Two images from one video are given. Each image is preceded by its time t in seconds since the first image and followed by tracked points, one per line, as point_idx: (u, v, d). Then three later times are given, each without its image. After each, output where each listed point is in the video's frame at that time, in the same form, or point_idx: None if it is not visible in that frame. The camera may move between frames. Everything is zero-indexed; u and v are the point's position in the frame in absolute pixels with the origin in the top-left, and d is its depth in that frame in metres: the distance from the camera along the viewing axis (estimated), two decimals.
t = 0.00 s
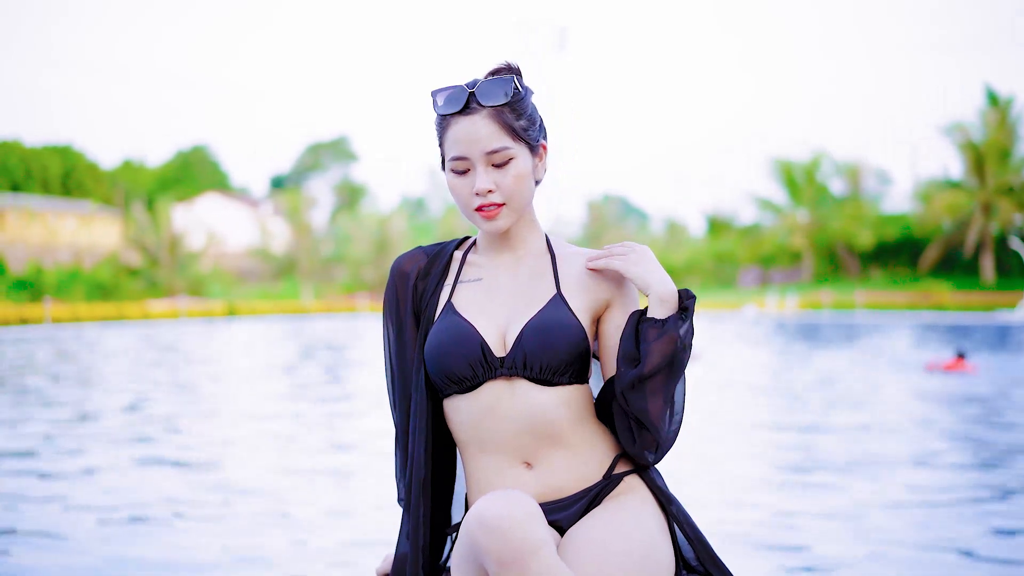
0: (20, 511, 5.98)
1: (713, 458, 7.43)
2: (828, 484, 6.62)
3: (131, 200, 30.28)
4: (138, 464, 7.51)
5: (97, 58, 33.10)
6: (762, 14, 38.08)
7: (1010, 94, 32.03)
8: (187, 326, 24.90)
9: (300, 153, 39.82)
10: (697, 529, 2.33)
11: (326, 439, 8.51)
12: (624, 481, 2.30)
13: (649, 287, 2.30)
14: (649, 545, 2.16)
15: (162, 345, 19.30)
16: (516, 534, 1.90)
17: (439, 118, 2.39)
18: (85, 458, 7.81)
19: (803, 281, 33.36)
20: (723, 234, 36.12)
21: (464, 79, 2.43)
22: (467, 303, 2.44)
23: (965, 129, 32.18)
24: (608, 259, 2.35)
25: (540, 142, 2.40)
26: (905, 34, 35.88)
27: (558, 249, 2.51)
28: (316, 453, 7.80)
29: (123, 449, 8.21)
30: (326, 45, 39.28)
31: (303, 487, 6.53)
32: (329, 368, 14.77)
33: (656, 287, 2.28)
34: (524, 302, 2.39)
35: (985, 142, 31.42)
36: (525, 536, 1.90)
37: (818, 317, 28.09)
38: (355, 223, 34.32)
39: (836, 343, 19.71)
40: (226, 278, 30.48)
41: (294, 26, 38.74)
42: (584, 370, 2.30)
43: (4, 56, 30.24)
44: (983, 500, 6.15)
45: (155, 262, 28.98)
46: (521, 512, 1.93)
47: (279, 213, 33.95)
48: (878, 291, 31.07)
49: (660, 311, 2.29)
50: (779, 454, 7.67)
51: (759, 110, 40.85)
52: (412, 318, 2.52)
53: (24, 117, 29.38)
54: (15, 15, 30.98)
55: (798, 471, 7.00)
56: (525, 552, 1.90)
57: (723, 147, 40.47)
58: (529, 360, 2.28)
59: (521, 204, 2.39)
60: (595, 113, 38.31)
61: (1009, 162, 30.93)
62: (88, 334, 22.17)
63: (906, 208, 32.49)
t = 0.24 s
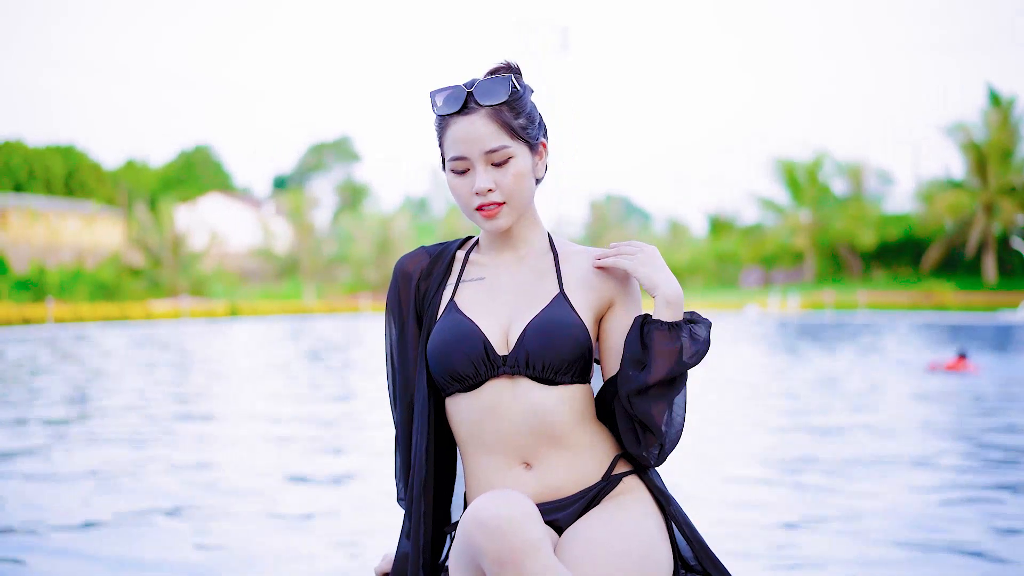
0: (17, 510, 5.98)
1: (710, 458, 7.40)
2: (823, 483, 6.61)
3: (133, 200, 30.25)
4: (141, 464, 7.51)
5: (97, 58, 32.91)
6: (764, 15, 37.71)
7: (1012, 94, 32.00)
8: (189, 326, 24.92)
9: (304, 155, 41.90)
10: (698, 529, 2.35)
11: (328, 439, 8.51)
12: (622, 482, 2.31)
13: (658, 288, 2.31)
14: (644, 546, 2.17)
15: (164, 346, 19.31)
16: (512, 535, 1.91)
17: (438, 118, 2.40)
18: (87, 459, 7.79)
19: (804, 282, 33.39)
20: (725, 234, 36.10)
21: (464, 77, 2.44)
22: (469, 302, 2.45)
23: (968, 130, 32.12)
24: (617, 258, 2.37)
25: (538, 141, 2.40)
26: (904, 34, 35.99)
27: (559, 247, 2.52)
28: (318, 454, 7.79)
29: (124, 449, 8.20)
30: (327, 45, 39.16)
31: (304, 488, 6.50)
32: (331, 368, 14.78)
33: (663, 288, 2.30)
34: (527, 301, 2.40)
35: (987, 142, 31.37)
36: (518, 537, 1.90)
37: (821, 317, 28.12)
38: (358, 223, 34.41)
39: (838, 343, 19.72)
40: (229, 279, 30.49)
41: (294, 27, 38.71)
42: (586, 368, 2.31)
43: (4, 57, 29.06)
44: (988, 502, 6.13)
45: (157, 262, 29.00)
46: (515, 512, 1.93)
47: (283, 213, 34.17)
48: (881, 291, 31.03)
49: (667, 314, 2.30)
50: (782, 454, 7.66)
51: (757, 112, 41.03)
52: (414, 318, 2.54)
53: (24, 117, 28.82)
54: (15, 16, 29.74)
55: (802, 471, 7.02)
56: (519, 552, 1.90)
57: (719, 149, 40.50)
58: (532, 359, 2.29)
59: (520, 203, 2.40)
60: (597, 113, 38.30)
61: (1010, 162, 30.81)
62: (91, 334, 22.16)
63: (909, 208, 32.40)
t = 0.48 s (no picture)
0: (19, 508, 6.02)
1: (709, 458, 7.41)
2: (822, 482, 6.64)
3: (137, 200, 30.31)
4: (145, 463, 7.54)
5: (97, 58, 32.94)
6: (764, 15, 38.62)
7: (1015, 95, 31.94)
8: (191, 326, 24.93)
9: (304, 152, 39.18)
10: (699, 531, 2.36)
11: (332, 439, 8.53)
12: (624, 482, 2.31)
13: (666, 289, 2.30)
14: (644, 546, 2.17)
15: (166, 346, 19.33)
16: (508, 534, 1.91)
17: (440, 117, 2.41)
18: (92, 458, 7.82)
19: (807, 282, 33.51)
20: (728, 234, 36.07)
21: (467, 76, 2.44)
22: (474, 301, 2.47)
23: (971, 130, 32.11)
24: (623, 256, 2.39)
25: (541, 138, 2.41)
26: (904, 34, 35.90)
27: (564, 245, 2.53)
28: (323, 453, 7.82)
29: (130, 448, 8.23)
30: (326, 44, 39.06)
31: (306, 487, 6.51)
32: (335, 369, 14.80)
33: (672, 288, 2.30)
34: (531, 300, 2.41)
35: (990, 142, 31.41)
36: (515, 535, 1.91)
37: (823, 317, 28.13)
38: (360, 223, 34.39)
39: (842, 343, 19.70)
40: (231, 279, 30.49)
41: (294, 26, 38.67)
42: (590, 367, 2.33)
43: (4, 57, 30.28)
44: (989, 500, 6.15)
45: (160, 262, 29.22)
46: (514, 510, 1.93)
47: (285, 212, 33.96)
48: (885, 291, 31.03)
49: (674, 315, 2.30)
50: (783, 454, 7.67)
51: (757, 113, 41.04)
52: (419, 317, 2.56)
53: (24, 117, 29.37)
54: (15, 16, 30.87)
55: (804, 470, 7.02)
56: (517, 550, 1.91)
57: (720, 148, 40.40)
58: (537, 358, 2.30)
59: (523, 200, 2.40)
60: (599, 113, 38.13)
61: (1014, 163, 30.86)
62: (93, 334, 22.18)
63: (911, 208, 32.21)
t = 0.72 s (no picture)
0: (22, 508, 6.04)
1: (709, 458, 7.41)
2: (822, 482, 6.64)
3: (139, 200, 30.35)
4: (149, 463, 7.55)
5: (97, 58, 32.94)
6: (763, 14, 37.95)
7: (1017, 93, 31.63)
8: (192, 326, 24.88)
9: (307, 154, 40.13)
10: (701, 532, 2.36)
11: (335, 438, 8.54)
12: (626, 483, 2.32)
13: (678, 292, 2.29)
14: (644, 548, 2.17)
15: (169, 345, 19.34)
16: (507, 533, 1.92)
17: (445, 114, 2.41)
18: (96, 458, 7.83)
19: (809, 282, 33.47)
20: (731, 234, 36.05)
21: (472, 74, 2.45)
22: (480, 300, 2.47)
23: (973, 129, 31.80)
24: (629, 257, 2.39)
25: (545, 135, 2.42)
26: (904, 34, 35.83)
27: (569, 242, 2.53)
28: (327, 453, 7.83)
29: (134, 448, 8.25)
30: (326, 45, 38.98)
31: (308, 487, 6.52)
32: (338, 369, 14.81)
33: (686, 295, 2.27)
34: (536, 299, 2.41)
35: (993, 142, 31.09)
36: (514, 535, 1.92)
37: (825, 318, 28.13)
38: (363, 223, 34.30)
39: (845, 343, 19.69)
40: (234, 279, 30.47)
41: (294, 26, 38.65)
42: (595, 366, 2.33)
43: (4, 57, 30.24)
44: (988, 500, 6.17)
45: (162, 262, 29.05)
46: (512, 508, 1.94)
47: (288, 213, 34.17)
48: (888, 291, 31.03)
49: (686, 321, 2.29)
50: (786, 454, 7.67)
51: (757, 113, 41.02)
52: (425, 316, 2.56)
53: (24, 117, 29.50)
54: (15, 16, 30.78)
55: (805, 470, 7.03)
56: (517, 549, 1.91)
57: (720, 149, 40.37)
58: (542, 358, 2.30)
59: (527, 198, 2.41)
60: (600, 114, 38.08)
61: (1016, 162, 30.48)
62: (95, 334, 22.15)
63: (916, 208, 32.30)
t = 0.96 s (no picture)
0: (22, 508, 6.03)
1: (711, 458, 7.41)
2: (824, 482, 6.64)
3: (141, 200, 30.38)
4: (150, 463, 7.53)
5: (97, 58, 32.86)
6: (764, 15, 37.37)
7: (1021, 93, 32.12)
8: (193, 326, 24.84)
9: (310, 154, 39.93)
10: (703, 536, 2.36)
11: (337, 439, 8.53)
12: (627, 486, 2.32)
13: (695, 299, 2.30)
14: (645, 550, 2.17)
15: (170, 346, 19.30)
16: (507, 532, 1.93)
17: (451, 112, 2.43)
18: (98, 458, 7.83)
19: (812, 282, 33.41)
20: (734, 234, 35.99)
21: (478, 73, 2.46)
22: (486, 300, 2.47)
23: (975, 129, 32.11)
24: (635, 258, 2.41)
25: (551, 133, 2.44)
26: (905, 34, 35.64)
27: (575, 241, 2.54)
28: (328, 453, 7.82)
29: (136, 448, 8.23)
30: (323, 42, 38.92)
31: (309, 488, 6.51)
32: (340, 369, 14.79)
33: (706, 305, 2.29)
34: (542, 299, 2.42)
35: (995, 142, 31.56)
36: (515, 534, 1.93)
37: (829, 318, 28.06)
38: (366, 223, 34.31)
39: (847, 343, 19.66)
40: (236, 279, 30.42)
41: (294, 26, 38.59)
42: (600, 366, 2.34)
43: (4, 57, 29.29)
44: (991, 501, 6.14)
45: (165, 262, 29.23)
46: (513, 508, 1.95)
47: (290, 212, 34.11)
48: (890, 292, 30.98)
49: (698, 330, 2.30)
50: (788, 454, 7.65)
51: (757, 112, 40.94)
52: (430, 316, 2.56)
53: (24, 118, 29.28)
54: (14, 16, 30.14)
55: (807, 470, 7.02)
56: (517, 547, 1.92)
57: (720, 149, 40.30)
58: (547, 358, 2.31)
59: (534, 195, 2.43)
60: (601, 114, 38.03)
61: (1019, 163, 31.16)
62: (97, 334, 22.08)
63: (917, 208, 32.16)
